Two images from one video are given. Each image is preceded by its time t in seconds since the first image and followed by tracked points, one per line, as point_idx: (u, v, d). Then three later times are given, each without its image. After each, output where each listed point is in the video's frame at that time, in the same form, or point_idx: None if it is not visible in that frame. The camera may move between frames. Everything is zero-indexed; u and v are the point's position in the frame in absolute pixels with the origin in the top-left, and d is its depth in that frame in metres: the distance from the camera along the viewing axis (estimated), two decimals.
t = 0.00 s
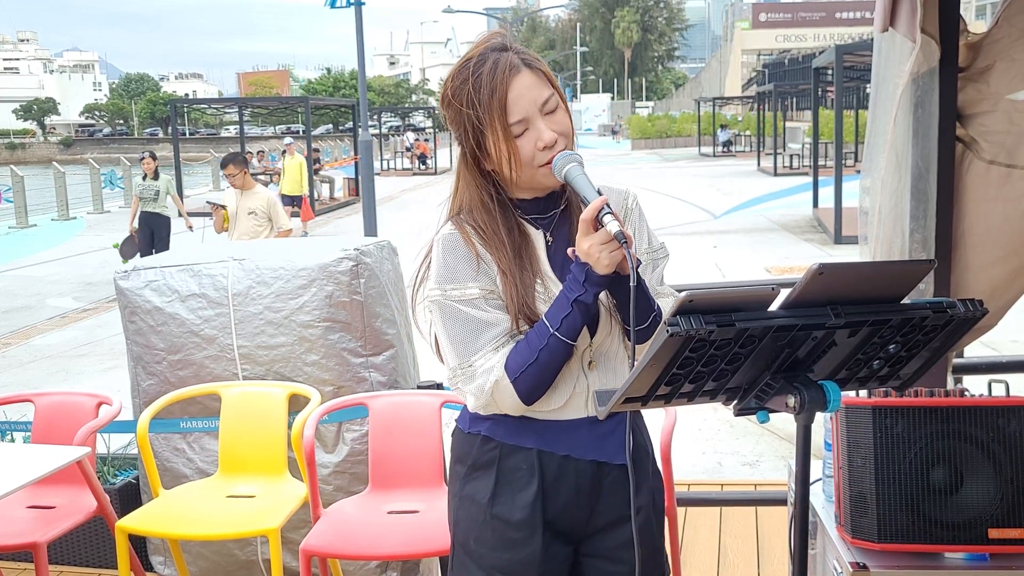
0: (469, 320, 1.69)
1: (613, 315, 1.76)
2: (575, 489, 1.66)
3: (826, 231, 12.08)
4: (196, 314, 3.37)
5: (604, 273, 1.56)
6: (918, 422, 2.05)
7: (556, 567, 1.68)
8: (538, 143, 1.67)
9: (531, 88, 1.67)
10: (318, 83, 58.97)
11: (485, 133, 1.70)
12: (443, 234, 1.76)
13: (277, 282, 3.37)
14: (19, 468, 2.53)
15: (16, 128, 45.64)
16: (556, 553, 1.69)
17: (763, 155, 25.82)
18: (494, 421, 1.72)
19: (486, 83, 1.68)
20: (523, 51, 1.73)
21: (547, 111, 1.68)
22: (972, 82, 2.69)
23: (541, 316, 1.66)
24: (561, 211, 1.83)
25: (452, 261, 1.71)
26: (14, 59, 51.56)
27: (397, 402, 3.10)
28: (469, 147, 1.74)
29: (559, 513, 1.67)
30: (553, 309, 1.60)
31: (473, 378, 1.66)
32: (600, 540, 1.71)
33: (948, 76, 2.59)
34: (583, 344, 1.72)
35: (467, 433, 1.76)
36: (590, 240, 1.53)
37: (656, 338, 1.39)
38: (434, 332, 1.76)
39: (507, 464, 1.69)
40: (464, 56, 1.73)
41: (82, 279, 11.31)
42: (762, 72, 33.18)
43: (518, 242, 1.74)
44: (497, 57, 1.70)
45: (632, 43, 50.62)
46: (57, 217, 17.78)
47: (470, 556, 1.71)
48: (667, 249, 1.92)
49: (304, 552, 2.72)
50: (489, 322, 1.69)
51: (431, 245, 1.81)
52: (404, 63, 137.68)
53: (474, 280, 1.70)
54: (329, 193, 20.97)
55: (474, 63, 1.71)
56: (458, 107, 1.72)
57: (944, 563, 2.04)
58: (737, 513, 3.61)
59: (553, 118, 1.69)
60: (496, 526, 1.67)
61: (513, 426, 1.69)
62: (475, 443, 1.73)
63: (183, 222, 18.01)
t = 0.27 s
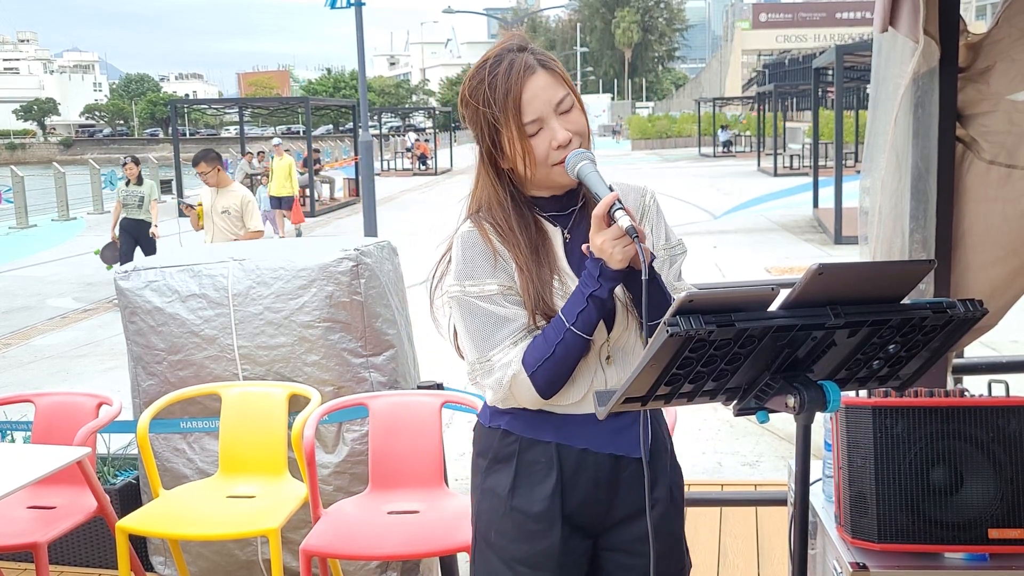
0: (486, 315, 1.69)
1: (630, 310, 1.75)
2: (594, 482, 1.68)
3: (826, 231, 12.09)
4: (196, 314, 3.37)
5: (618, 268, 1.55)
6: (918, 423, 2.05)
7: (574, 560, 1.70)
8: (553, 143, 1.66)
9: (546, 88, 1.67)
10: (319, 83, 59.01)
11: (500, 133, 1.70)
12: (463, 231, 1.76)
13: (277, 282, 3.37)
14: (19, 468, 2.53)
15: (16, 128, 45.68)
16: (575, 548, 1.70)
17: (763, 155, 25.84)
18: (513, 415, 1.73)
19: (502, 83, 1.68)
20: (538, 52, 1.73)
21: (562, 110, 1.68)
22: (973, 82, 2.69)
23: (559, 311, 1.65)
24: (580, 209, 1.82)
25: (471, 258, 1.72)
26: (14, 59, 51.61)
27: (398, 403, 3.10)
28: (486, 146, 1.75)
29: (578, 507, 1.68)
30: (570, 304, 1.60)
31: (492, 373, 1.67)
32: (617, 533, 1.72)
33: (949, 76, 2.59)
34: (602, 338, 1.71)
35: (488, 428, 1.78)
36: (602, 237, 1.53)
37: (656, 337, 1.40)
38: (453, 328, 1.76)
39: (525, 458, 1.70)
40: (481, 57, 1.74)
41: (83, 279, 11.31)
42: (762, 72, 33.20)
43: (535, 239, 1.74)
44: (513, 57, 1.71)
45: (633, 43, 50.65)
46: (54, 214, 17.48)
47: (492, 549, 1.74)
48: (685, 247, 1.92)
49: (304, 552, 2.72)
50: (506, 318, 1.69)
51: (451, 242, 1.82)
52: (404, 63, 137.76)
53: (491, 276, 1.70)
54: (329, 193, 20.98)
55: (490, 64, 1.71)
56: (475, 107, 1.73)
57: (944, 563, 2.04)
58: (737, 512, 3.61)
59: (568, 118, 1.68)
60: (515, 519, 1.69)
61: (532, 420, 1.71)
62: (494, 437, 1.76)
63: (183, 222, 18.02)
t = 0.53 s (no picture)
0: (505, 312, 1.75)
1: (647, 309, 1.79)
2: (614, 476, 1.71)
3: (826, 232, 12.08)
4: (197, 314, 3.37)
5: (630, 267, 1.59)
6: (919, 422, 2.05)
7: (595, 552, 1.73)
8: (568, 144, 1.71)
9: (562, 90, 1.71)
10: (319, 83, 59.01)
11: (518, 135, 1.75)
12: (483, 229, 1.82)
13: (277, 282, 3.37)
14: (19, 468, 2.54)
15: (16, 129, 45.67)
16: (596, 542, 1.73)
17: (763, 155, 25.83)
18: (534, 410, 1.78)
19: (519, 85, 1.72)
20: (558, 53, 1.76)
21: (579, 112, 1.72)
22: (973, 82, 2.69)
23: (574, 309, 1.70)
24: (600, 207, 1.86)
25: (491, 255, 1.77)
26: (15, 59, 51.67)
27: (397, 402, 3.11)
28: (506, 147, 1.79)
29: (599, 501, 1.71)
30: (585, 302, 1.63)
31: (509, 368, 1.72)
32: (637, 527, 1.75)
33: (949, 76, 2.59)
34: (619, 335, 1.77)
35: (511, 422, 1.83)
36: (614, 236, 1.57)
37: (656, 337, 1.40)
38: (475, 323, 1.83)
39: (547, 452, 1.75)
40: (501, 59, 1.78)
41: (82, 280, 11.31)
42: (762, 72, 33.20)
43: (555, 236, 1.79)
44: (532, 59, 1.75)
45: (633, 43, 50.67)
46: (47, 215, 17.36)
47: (515, 542, 1.79)
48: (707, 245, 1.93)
49: (304, 552, 2.72)
50: (524, 314, 1.75)
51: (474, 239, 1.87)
52: (404, 63, 137.65)
53: (511, 273, 1.76)
54: (329, 193, 20.96)
55: (510, 66, 1.76)
56: (495, 109, 1.78)
57: (944, 562, 2.04)
58: (737, 512, 3.62)
59: (584, 119, 1.72)
60: (537, 510, 1.74)
61: (553, 414, 1.76)
62: (517, 432, 1.80)
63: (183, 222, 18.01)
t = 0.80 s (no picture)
0: (524, 314, 1.76)
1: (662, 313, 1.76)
2: (631, 474, 1.72)
3: (826, 232, 12.08)
4: (196, 314, 3.37)
5: (644, 275, 1.57)
6: (918, 423, 2.05)
7: (611, 549, 1.73)
8: (587, 151, 1.71)
9: (582, 97, 1.70)
10: (318, 83, 59.02)
11: (540, 140, 1.75)
12: (505, 232, 1.83)
13: (277, 282, 3.37)
14: (19, 468, 2.54)
15: (16, 128, 45.65)
16: (614, 539, 1.74)
17: (763, 155, 25.81)
18: (553, 408, 1.79)
19: (541, 92, 1.73)
20: (580, 59, 1.76)
21: (599, 119, 1.71)
22: (973, 82, 2.69)
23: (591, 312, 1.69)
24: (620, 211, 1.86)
25: (511, 258, 1.79)
26: (15, 59, 51.70)
27: (397, 402, 3.10)
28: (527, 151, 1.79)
29: (615, 499, 1.72)
30: (601, 307, 1.63)
31: (525, 369, 1.74)
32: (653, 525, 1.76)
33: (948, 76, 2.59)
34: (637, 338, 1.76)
35: (531, 420, 1.84)
36: (627, 245, 1.55)
37: (656, 337, 1.40)
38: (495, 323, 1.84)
39: (564, 449, 1.76)
40: (525, 63, 1.78)
41: (82, 279, 11.30)
42: (762, 73, 33.19)
43: (574, 240, 1.79)
44: (555, 65, 1.74)
45: (632, 43, 50.67)
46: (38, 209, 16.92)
47: (532, 536, 1.80)
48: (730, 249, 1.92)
49: (304, 551, 2.72)
50: (543, 317, 1.75)
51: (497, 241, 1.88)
52: (404, 62, 137.62)
53: (530, 276, 1.77)
54: (329, 193, 20.95)
55: (533, 71, 1.75)
56: (518, 114, 1.78)
57: (944, 563, 2.04)
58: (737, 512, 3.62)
59: (604, 127, 1.71)
60: (553, 507, 1.75)
61: (572, 411, 1.76)
62: (537, 429, 1.82)
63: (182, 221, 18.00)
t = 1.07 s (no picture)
0: (539, 325, 1.76)
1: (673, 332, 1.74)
2: (638, 481, 1.72)
3: (826, 232, 12.09)
4: (197, 314, 3.37)
5: (658, 295, 1.57)
6: (918, 423, 2.05)
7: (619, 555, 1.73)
8: (609, 168, 1.71)
9: (608, 114, 1.69)
10: (319, 83, 59.05)
11: (563, 153, 1.75)
12: (523, 242, 1.83)
13: (277, 282, 3.37)
14: (19, 468, 2.54)
15: (16, 128, 45.64)
16: (621, 547, 1.73)
17: (763, 155, 25.83)
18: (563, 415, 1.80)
19: (568, 106, 1.72)
20: (608, 76, 1.75)
21: (623, 137, 1.71)
22: (973, 82, 2.69)
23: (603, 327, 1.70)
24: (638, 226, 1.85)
25: (529, 269, 1.79)
26: (15, 59, 51.73)
27: (397, 402, 3.11)
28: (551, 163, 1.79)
29: (622, 505, 1.71)
30: (614, 322, 1.63)
31: (537, 378, 1.74)
32: (662, 533, 1.75)
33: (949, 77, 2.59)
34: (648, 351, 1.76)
35: (541, 425, 1.85)
36: (644, 263, 1.56)
37: (656, 337, 1.40)
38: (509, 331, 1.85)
39: (572, 456, 1.76)
40: (554, 76, 1.78)
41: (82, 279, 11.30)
42: (762, 73, 33.21)
43: (591, 253, 1.79)
44: (583, 80, 1.74)
45: (632, 44, 50.71)
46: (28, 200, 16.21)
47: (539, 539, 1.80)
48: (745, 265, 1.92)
49: (304, 551, 2.72)
50: (556, 328, 1.76)
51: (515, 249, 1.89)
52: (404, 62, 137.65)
53: (546, 287, 1.77)
54: (329, 193, 20.96)
55: (561, 84, 1.75)
56: (543, 126, 1.78)
57: (944, 563, 2.04)
58: (738, 512, 3.61)
59: (628, 145, 1.71)
60: (560, 510, 1.75)
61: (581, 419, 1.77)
62: (546, 434, 1.82)
63: (182, 222, 18.00)
